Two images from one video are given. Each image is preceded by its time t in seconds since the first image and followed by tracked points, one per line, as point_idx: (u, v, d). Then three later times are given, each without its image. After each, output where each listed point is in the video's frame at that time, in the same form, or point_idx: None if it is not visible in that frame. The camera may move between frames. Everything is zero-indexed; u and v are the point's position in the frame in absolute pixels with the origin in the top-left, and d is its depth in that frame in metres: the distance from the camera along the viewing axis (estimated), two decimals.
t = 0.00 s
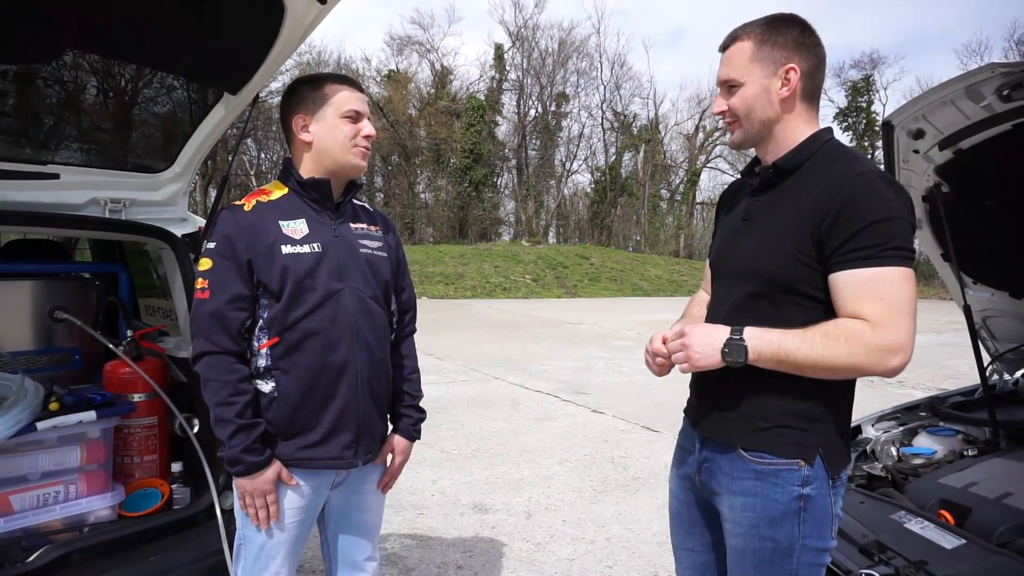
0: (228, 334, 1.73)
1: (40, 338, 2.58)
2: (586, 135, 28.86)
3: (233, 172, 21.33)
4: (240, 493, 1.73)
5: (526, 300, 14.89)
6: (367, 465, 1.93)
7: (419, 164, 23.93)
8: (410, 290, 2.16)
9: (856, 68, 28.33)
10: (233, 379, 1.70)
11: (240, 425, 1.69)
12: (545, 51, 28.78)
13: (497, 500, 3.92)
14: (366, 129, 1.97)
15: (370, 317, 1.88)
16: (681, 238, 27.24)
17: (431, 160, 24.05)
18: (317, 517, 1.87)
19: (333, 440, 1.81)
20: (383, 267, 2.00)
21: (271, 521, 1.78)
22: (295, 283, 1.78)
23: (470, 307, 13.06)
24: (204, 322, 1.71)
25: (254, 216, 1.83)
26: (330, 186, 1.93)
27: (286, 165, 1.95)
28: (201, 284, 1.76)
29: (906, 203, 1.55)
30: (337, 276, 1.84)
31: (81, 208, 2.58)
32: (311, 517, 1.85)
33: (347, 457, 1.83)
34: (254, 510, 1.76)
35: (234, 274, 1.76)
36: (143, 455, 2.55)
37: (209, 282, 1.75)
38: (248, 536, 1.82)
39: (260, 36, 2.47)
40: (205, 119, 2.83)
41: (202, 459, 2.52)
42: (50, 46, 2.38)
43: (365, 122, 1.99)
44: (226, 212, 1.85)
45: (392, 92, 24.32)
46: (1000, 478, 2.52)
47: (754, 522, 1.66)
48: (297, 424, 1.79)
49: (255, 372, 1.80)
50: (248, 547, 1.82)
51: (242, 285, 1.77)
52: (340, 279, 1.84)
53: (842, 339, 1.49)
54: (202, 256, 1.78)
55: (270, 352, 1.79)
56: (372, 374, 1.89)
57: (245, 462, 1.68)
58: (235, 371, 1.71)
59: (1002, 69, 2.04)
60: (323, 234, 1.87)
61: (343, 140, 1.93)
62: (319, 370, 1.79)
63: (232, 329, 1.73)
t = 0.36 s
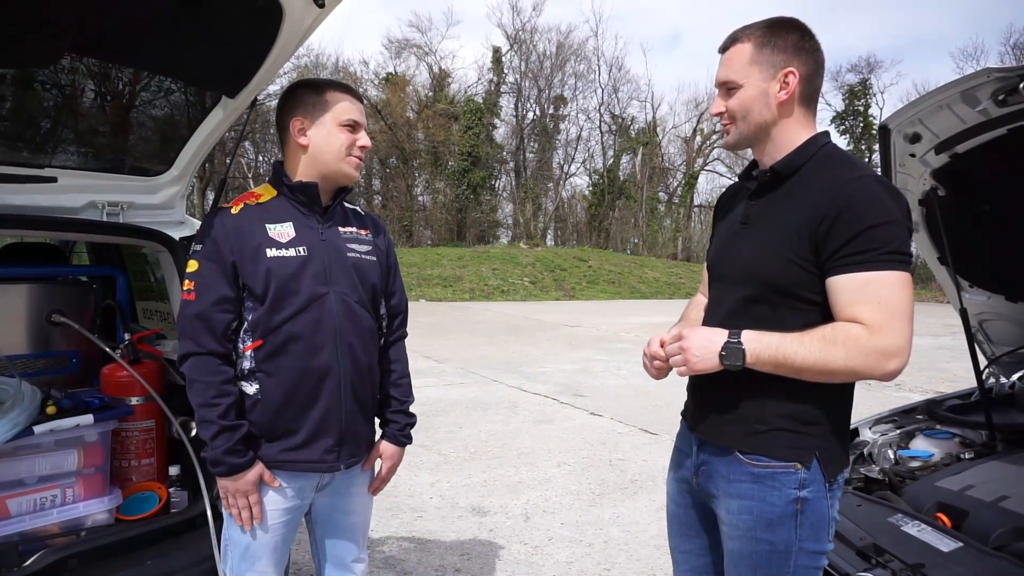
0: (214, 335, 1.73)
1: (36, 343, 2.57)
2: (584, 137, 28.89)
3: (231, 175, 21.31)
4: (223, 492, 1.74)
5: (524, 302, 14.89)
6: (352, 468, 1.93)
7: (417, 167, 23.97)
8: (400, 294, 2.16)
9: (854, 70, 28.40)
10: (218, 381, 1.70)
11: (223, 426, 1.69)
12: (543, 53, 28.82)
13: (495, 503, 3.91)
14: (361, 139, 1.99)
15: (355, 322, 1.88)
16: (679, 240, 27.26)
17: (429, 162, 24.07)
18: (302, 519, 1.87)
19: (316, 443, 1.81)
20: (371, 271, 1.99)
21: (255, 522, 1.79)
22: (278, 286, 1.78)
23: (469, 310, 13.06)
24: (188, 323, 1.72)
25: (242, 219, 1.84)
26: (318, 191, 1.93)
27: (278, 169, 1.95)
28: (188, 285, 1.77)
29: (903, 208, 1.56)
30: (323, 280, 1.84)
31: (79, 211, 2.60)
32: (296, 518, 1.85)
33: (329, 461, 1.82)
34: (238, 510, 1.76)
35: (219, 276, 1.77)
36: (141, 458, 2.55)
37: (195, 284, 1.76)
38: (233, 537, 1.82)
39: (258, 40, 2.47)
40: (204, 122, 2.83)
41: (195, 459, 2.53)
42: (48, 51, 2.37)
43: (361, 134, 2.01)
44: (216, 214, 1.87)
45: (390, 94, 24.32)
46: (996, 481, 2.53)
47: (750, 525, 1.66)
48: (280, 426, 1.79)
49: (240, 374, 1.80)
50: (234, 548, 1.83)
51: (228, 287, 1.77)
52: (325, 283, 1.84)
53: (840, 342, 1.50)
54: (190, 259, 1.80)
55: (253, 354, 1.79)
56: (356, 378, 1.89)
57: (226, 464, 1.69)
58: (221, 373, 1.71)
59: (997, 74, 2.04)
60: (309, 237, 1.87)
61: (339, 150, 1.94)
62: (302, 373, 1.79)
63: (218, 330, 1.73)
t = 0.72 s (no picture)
0: (214, 335, 1.74)
1: (37, 344, 2.57)
2: (584, 137, 28.89)
3: (232, 176, 21.30)
4: (220, 492, 1.74)
5: (525, 302, 14.89)
6: (350, 467, 1.93)
7: (417, 167, 24.01)
8: (399, 294, 2.16)
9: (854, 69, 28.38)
10: (218, 380, 1.71)
11: (223, 426, 1.70)
12: (543, 53, 28.80)
13: (495, 503, 3.92)
14: (360, 140, 1.99)
15: (355, 322, 1.89)
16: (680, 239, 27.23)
17: (429, 162, 24.09)
18: (299, 519, 1.88)
19: (314, 443, 1.81)
20: (371, 271, 2.00)
21: (253, 522, 1.79)
22: (279, 286, 1.79)
23: (469, 309, 13.06)
24: (188, 322, 1.72)
25: (243, 219, 1.84)
26: (318, 191, 1.93)
27: (278, 168, 1.95)
28: (188, 284, 1.77)
29: (904, 207, 1.56)
30: (323, 280, 1.85)
31: (79, 213, 2.60)
32: (293, 518, 1.86)
33: (326, 461, 1.83)
34: (235, 510, 1.77)
35: (220, 276, 1.77)
36: (142, 458, 2.55)
37: (195, 283, 1.76)
38: (231, 536, 1.83)
39: (257, 40, 2.47)
40: (203, 123, 2.85)
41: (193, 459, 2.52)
42: (48, 52, 2.37)
43: (361, 134, 2.01)
44: (218, 213, 1.87)
45: (390, 94, 24.32)
46: (996, 479, 2.53)
47: (751, 524, 1.67)
48: (278, 426, 1.80)
49: (239, 373, 1.79)
50: (232, 547, 1.83)
51: (228, 287, 1.78)
52: (325, 283, 1.85)
53: (841, 341, 1.50)
54: (190, 258, 1.80)
55: (253, 354, 1.79)
56: (355, 379, 1.89)
57: (225, 463, 1.69)
58: (220, 372, 1.72)
59: (996, 72, 2.04)
60: (310, 238, 1.87)
61: (337, 152, 1.94)
62: (301, 373, 1.79)
63: (219, 330, 1.74)
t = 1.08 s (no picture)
0: (217, 333, 1.73)
1: (34, 342, 2.57)
2: (582, 137, 28.90)
3: (229, 174, 21.26)
4: (225, 493, 1.74)
5: (522, 302, 14.89)
6: (355, 466, 1.93)
7: (415, 166, 24.01)
8: (400, 293, 2.16)
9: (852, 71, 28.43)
10: (220, 380, 1.70)
11: (226, 426, 1.69)
12: (542, 53, 28.79)
13: (492, 502, 3.91)
14: (365, 147, 1.98)
15: (357, 321, 1.89)
16: (677, 240, 27.24)
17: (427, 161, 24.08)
18: (304, 520, 1.88)
19: (319, 442, 1.81)
20: (373, 270, 2.00)
21: (257, 523, 1.79)
22: (282, 284, 1.78)
23: (466, 309, 13.06)
24: (190, 321, 1.72)
25: (244, 217, 1.84)
26: (320, 191, 1.93)
27: (279, 167, 1.95)
28: (190, 284, 1.76)
29: (900, 209, 1.56)
30: (325, 278, 1.84)
31: (75, 210, 2.61)
32: (298, 519, 1.86)
33: (331, 460, 1.82)
34: (240, 511, 1.76)
35: (222, 275, 1.77)
36: (138, 457, 2.55)
37: (196, 282, 1.76)
38: (235, 537, 1.83)
39: (256, 38, 2.47)
40: (201, 121, 2.85)
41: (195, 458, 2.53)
42: (46, 49, 2.36)
43: (366, 141, 1.99)
44: (217, 212, 1.86)
45: (388, 94, 24.29)
46: (993, 480, 2.54)
47: (746, 524, 1.67)
48: (282, 426, 1.79)
49: (242, 373, 1.80)
50: (235, 548, 1.83)
51: (230, 285, 1.77)
52: (328, 281, 1.85)
53: (835, 343, 1.50)
54: (191, 257, 1.79)
55: (256, 353, 1.79)
56: (359, 377, 1.89)
57: (229, 463, 1.69)
58: (223, 372, 1.71)
59: (994, 74, 2.05)
60: (312, 236, 1.87)
61: (341, 159, 1.95)
62: (305, 372, 1.79)
63: (221, 329, 1.74)
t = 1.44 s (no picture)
0: (224, 335, 1.73)
1: (34, 344, 2.57)
2: (582, 138, 28.93)
3: (229, 175, 21.30)
4: (235, 499, 1.73)
5: (522, 303, 14.90)
6: (369, 469, 1.93)
7: (415, 168, 24.03)
8: (410, 291, 2.16)
9: (852, 71, 28.43)
10: (228, 383, 1.70)
11: (235, 429, 1.68)
12: (541, 54, 28.79)
13: (493, 503, 3.92)
14: (360, 138, 1.98)
15: (366, 318, 1.89)
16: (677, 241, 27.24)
17: (428, 163, 24.13)
18: (318, 527, 1.87)
19: (330, 442, 1.81)
20: (380, 268, 2.00)
21: (268, 530, 1.79)
22: (288, 283, 1.78)
23: (467, 310, 13.08)
24: (197, 323, 1.71)
25: (248, 218, 1.84)
26: (323, 189, 1.93)
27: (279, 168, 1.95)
28: (196, 287, 1.77)
29: (897, 207, 1.56)
30: (332, 277, 1.85)
31: (75, 212, 2.61)
32: (311, 527, 1.85)
33: (344, 460, 1.83)
34: (251, 518, 1.76)
35: (229, 276, 1.76)
36: (138, 459, 2.55)
37: (203, 284, 1.76)
38: (246, 544, 1.82)
39: (257, 39, 2.47)
40: (200, 123, 2.85)
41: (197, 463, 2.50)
42: (47, 51, 2.36)
43: (360, 132, 2.00)
44: (221, 215, 1.84)
45: (388, 95, 24.31)
46: (994, 479, 2.54)
47: (746, 524, 1.67)
48: (293, 427, 1.79)
49: (251, 375, 1.80)
50: (247, 556, 1.82)
51: (237, 286, 1.77)
52: (335, 279, 1.85)
53: (835, 341, 1.50)
54: (197, 260, 1.79)
55: (264, 354, 1.79)
56: (369, 375, 1.90)
57: (237, 466, 1.68)
58: (231, 374, 1.71)
59: (992, 73, 2.04)
60: (317, 235, 1.88)
61: (337, 151, 1.94)
62: (314, 371, 1.79)
63: (228, 330, 1.73)
